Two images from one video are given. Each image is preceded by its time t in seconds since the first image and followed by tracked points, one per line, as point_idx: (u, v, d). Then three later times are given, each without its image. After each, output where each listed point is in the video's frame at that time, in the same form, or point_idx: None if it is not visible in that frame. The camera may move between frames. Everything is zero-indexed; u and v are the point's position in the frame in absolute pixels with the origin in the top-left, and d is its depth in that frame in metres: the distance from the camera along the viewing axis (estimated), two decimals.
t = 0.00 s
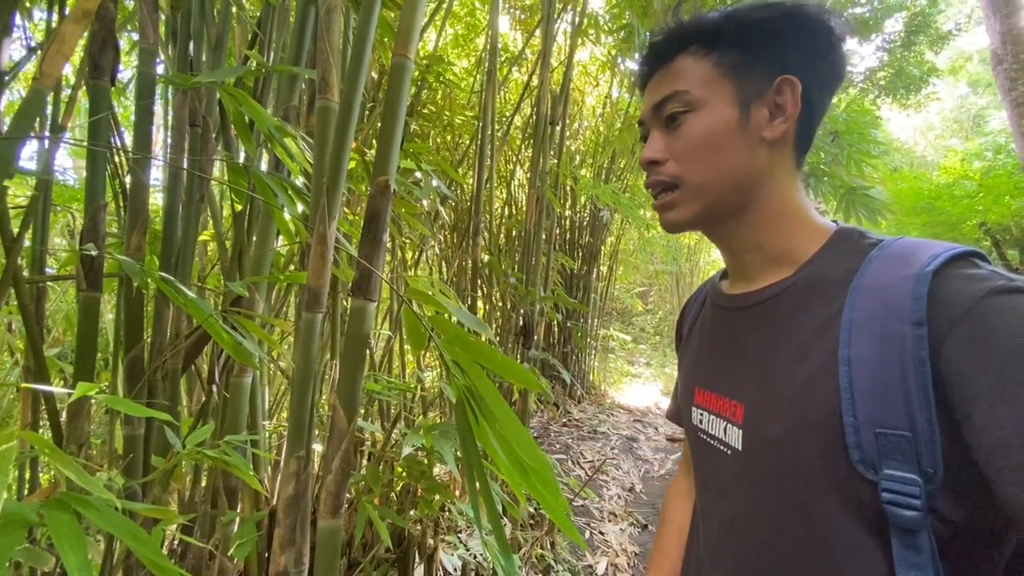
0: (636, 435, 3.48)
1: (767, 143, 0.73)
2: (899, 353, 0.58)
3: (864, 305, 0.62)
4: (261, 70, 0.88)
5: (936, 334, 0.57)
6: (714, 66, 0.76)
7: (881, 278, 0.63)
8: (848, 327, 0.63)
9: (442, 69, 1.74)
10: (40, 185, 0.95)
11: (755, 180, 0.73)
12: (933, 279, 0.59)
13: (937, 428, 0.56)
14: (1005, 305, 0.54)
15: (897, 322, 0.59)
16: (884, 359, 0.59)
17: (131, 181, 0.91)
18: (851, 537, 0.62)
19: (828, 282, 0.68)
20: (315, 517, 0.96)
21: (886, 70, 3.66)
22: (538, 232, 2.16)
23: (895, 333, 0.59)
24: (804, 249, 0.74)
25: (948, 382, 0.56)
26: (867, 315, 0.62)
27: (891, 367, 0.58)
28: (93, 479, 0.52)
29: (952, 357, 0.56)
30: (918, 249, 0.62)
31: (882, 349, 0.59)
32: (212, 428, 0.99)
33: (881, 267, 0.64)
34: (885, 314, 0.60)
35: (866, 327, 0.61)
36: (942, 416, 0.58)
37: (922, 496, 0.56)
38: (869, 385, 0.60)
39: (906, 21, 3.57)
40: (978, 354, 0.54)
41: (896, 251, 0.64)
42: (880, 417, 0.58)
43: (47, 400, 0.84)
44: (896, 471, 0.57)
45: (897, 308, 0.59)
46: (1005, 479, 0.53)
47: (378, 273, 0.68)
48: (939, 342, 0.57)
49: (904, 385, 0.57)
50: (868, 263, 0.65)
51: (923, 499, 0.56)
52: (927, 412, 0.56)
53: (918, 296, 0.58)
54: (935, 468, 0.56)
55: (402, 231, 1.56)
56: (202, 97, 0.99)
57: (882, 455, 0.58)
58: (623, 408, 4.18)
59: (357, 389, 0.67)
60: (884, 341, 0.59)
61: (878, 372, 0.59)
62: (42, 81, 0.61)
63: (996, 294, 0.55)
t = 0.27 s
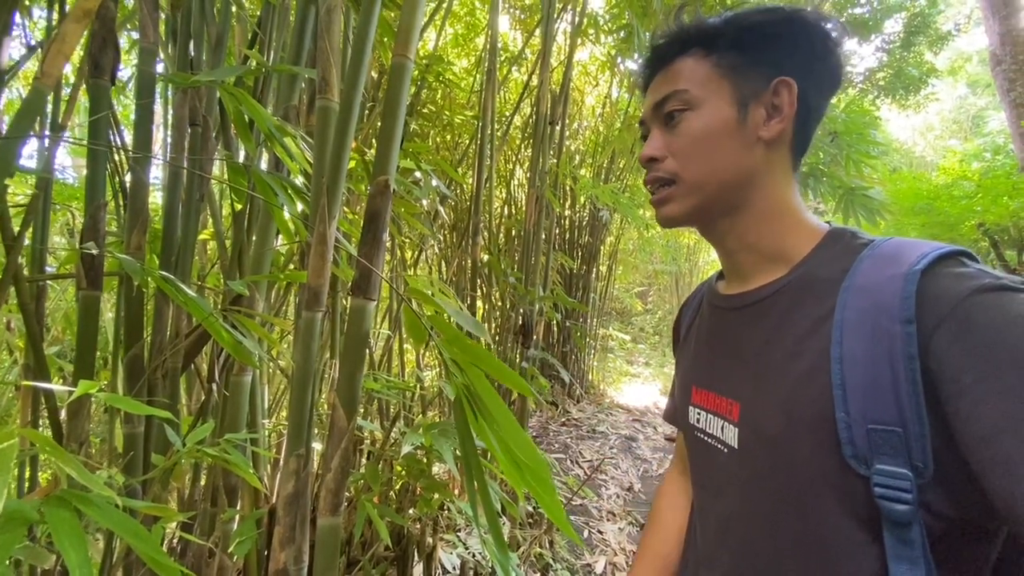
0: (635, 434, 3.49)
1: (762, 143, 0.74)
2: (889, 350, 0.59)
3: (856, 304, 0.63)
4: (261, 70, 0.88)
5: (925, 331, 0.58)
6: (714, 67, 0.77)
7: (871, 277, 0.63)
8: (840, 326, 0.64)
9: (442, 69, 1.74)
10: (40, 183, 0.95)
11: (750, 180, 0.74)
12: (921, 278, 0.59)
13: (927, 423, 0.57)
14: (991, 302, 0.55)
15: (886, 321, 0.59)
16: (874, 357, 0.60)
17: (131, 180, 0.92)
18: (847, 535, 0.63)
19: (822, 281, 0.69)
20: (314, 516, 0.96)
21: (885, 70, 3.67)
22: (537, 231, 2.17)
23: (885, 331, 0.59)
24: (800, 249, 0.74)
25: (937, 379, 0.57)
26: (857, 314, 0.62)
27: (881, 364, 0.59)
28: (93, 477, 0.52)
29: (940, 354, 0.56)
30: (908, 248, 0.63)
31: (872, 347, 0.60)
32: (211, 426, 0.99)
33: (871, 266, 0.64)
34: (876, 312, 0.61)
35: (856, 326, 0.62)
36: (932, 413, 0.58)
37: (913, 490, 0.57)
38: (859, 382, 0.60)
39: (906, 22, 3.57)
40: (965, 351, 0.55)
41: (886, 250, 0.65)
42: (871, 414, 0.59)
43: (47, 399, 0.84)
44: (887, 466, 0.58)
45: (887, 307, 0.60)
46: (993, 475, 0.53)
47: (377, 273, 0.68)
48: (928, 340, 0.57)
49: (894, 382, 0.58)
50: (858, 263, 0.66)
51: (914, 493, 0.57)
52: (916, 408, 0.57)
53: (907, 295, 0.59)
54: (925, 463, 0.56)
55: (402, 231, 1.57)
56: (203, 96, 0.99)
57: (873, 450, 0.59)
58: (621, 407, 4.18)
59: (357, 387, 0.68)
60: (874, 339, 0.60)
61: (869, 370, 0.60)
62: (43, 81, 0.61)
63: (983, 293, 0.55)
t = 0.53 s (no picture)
0: (633, 432, 3.50)
1: (753, 141, 0.74)
2: (879, 344, 0.59)
3: (847, 299, 0.64)
4: (261, 68, 0.88)
5: (914, 326, 0.58)
6: (708, 67, 0.77)
7: (862, 273, 0.64)
8: (831, 321, 0.64)
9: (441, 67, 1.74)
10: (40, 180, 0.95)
11: (740, 178, 0.74)
12: (911, 274, 0.60)
13: (915, 415, 0.57)
14: (978, 297, 0.55)
15: (876, 315, 0.60)
16: (864, 351, 0.60)
17: (131, 178, 0.92)
18: (840, 529, 0.63)
19: (814, 278, 0.69)
20: (313, 511, 0.97)
21: (884, 70, 3.68)
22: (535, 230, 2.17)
23: (875, 326, 0.60)
24: (793, 246, 0.74)
25: (926, 372, 0.58)
26: (848, 309, 0.63)
27: (872, 357, 0.60)
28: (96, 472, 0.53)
29: (928, 348, 0.57)
30: (897, 246, 0.64)
31: (863, 341, 0.61)
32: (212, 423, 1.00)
33: (861, 262, 0.65)
34: (866, 307, 0.61)
35: (847, 320, 0.63)
36: (921, 406, 0.59)
37: (903, 481, 0.58)
38: (851, 376, 0.61)
39: (905, 21, 3.57)
40: (952, 345, 0.55)
41: (877, 247, 0.65)
42: (862, 406, 0.60)
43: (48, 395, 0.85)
44: (877, 457, 0.59)
45: (877, 302, 0.61)
46: (979, 467, 0.54)
47: (378, 270, 0.68)
48: (917, 334, 0.58)
49: (884, 375, 0.59)
50: (850, 259, 0.67)
51: (903, 483, 0.58)
52: (905, 400, 0.58)
53: (896, 290, 0.60)
54: (914, 454, 0.57)
55: (400, 229, 1.57)
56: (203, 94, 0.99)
57: (864, 442, 0.60)
58: (620, 405, 4.19)
59: (357, 383, 0.68)
60: (864, 333, 0.61)
61: (860, 363, 0.60)
62: (45, 79, 0.62)
63: (970, 288, 0.56)
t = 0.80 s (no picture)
0: (632, 431, 3.52)
1: (726, 153, 0.75)
2: (853, 341, 0.61)
3: (826, 298, 0.65)
4: (262, 70, 0.89)
5: (887, 323, 0.60)
6: (681, 84, 0.79)
7: (840, 272, 0.66)
8: (812, 319, 0.66)
9: (442, 67, 1.75)
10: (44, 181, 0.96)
11: (716, 189, 0.76)
12: (883, 274, 0.61)
13: (888, 407, 0.59)
14: (947, 296, 0.57)
15: (850, 314, 0.62)
16: (841, 347, 0.62)
17: (134, 179, 0.93)
18: (831, 524, 0.65)
19: (798, 279, 0.71)
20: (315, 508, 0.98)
21: (882, 70, 3.70)
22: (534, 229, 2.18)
23: (848, 324, 0.62)
24: (780, 248, 0.76)
25: (897, 368, 0.59)
26: (826, 307, 0.64)
27: (847, 353, 0.61)
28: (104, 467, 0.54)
29: (899, 345, 0.59)
30: (873, 247, 0.65)
31: (840, 338, 0.62)
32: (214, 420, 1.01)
33: (840, 263, 0.67)
34: (842, 305, 0.63)
35: (824, 319, 0.64)
36: (896, 400, 0.61)
37: (878, 471, 0.59)
38: (829, 371, 0.62)
39: (903, 21, 3.59)
40: (921, 341, 0.57)
41: (857, 248, 0.67)
42: (839, 401, 0.61)
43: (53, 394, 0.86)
44: (855, 449, 0.60)
45: (851, 301, 0.62)
46: (947, 458, 0.56)
47: (379, 270, 0.69)
48: (889, 331, 0.60)
49: (859, 371, 0.60)
50: (831, 259, 0.68)
51: (879, 474, 0.59)
52: (878, 393, 0.59)
53: (869, 290, 0.61)
54: (888, 445, 0.59)
55: (401, 228, 1.58)
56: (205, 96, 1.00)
57: (842, 435, 0.61)
58: (619, 404, 4.21)
59: (358, 381, 0.70)
60: (840, 331, 0.62)
61: (837, 359, 0.62)
62: (52, 81, 0.63)
63: (939, 287, 0.57)
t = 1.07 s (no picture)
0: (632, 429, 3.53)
1: (715, 160, 0.77)
2: (838, 338, 0.62)
3: (814, 295, 0.66)
4: (264, 71, 0.90)
5: (869, 321, 0.61)
6: (666, 96, 0.80)
7: (825, 272, 0.67)
8: (800, 318, 0.67)
9: (442, 67, 1.76)
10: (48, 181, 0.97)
11: (707, 195, 0.77)
12: (865, 275, 0.63)
13: (871, 402, 0.61)
14: (924, 295, 0.58)
15: (834, 312, 0.63)
16: (828, 343, 0.63)
17: (137, 179, 0.94)
18: (822, 519, 0.66)
19: (788, 278, 0.72)
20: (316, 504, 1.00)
21: (882, 70, 3.71)
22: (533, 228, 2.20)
23: (832, 322, 0.63)
24: (773, 248, 0.77)
25: (879, 365, 0.61)
26: (813, 305, 0.66)
27: (832, 350, 0.63)
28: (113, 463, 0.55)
29: (881, 342, 0.60)
30: (857, 248, 0.67)
31: (827, 334, 0.63)
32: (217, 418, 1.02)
33: (825, 263, 0.68)
34: (826, 303, 0.65)
35: (809, 317, 0.66)
36: (879, 394, 0.62)
37: (862, 463, 0.61)
38: (817, 366, 0.63)
39: (903, 21, 3.60)
40: (901, 338, 0.59)
41: (843, 249, 0.68)
42: (825, 395, 0.63)
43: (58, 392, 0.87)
44: (840, 442, 0.62)
45: (835, 301, 0.64)
46: (922, 451, 0.57)
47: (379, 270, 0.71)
48: (871, 329, 0.61)
49: (843, 367, 0.62)
50: (819, 260, 0.69)
51: (863, 465, 0.61)
52: (861, 388, 0.61)
53: (852, 290, 0.63)
54: (871, 439, 0.61)
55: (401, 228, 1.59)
56: (207, 97, 1.01)
57: (829, 428, 0.62)
58: (618, 403, 4.22)
59: (360, 379, 0.71)
60: (824, 328, 0.64)
61: (824, 355, 0.63)
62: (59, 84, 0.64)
63: (918, 287, 0.59)
